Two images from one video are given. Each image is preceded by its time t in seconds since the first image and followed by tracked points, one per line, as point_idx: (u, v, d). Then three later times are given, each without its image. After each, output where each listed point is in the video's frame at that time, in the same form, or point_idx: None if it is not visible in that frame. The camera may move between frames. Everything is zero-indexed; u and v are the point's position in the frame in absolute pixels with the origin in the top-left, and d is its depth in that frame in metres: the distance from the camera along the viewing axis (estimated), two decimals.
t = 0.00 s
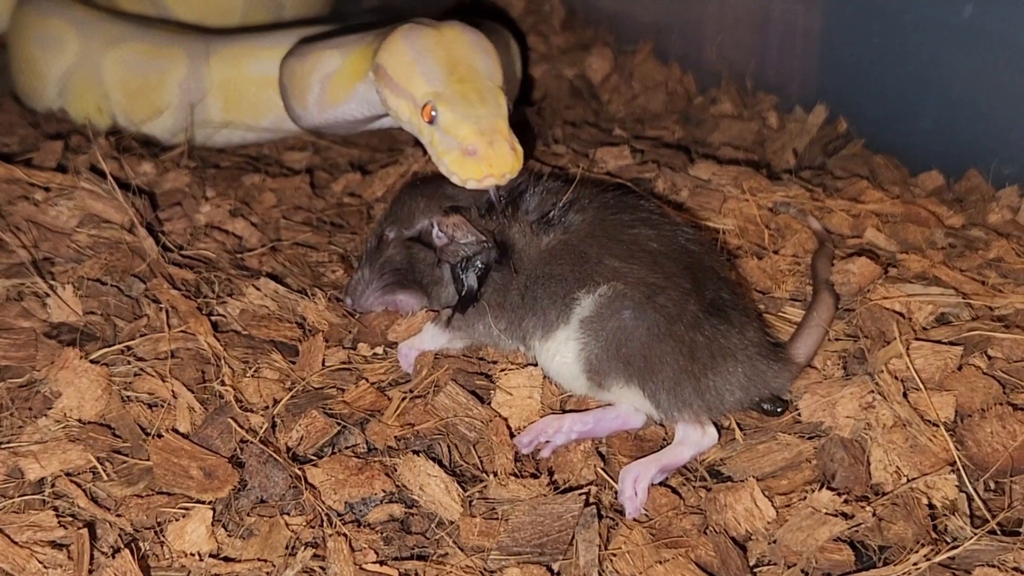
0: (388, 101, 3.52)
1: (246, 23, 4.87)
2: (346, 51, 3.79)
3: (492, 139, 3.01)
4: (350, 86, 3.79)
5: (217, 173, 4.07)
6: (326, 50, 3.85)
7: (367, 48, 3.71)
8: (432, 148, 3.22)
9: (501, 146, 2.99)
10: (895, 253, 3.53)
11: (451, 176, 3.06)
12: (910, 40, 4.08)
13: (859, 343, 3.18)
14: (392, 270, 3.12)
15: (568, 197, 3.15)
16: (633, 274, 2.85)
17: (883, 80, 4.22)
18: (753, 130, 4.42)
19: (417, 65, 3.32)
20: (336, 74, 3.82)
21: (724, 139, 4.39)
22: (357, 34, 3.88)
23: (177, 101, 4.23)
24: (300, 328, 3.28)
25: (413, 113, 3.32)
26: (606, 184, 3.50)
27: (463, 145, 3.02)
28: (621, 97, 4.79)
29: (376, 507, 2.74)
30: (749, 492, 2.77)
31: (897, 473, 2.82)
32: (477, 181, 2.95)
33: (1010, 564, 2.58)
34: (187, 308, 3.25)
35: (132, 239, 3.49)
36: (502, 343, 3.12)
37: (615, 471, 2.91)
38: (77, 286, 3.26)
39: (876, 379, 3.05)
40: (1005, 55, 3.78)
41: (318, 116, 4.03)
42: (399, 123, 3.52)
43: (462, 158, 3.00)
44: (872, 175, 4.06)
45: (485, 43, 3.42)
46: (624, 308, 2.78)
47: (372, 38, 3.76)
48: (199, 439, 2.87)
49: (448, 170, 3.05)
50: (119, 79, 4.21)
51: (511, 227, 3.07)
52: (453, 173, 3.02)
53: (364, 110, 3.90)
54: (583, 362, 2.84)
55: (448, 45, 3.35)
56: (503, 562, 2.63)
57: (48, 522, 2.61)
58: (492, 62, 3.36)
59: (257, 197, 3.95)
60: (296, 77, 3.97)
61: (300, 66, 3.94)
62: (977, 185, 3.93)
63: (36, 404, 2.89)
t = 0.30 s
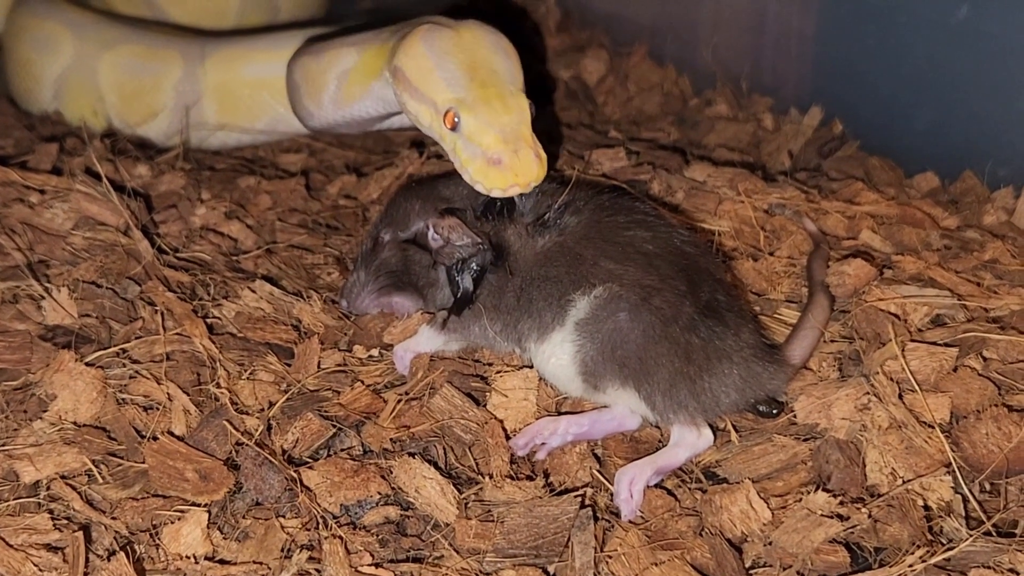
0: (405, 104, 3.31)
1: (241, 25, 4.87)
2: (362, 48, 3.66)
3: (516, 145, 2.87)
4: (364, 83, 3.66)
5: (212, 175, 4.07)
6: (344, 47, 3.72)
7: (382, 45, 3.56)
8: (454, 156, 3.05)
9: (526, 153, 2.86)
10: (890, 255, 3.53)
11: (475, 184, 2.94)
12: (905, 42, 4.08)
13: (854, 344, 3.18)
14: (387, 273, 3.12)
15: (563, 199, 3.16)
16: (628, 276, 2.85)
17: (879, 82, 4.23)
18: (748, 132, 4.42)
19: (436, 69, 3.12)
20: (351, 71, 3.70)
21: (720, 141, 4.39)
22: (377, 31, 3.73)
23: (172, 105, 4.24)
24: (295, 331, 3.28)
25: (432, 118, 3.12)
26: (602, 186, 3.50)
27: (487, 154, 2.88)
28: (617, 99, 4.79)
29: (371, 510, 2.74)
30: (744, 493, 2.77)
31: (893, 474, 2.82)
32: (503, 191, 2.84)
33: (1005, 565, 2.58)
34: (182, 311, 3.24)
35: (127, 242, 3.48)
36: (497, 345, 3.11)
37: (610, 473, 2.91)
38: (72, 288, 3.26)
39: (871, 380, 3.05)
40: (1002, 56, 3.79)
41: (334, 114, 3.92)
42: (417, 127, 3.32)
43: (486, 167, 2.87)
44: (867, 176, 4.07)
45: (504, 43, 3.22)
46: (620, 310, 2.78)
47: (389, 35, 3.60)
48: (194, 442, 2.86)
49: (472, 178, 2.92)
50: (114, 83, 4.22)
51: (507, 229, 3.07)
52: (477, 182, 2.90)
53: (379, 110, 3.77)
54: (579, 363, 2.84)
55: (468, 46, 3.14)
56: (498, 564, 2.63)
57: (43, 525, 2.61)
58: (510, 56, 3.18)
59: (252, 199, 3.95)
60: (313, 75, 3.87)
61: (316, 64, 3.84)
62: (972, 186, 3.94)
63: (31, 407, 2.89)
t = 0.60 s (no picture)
0: (406, 109, 3.26)
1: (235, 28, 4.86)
2: (359, 45, 3.66)
3: (529, 144, 2.84)
4: (360, 80, 3.65)
5: (206, 178, 4.07)
6: (341, 46, 3.73)
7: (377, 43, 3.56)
8: (463, 159, 3.00)
9: (539, 152, 2.84)
10: (885, 257, 3.53)
11: (490, 185, 2.90)
12: (899, 44, 4.08)
13: (848, 347, 3.18)
14: (381, 276, 3.12)
15: (557, 202, 3.17)
16: (623, 279, 2.85)
17: (873, 84, 4.23)
18: (742, 134, 4.42)
19: (439, 71, 3.08)
20: (348, 69, 3.69)
21: (714, 143, 4.39)
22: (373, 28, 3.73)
23: (166, 108, 4.23)
24: (289, 334, 3.27)
25: (438, 121, 3.07)
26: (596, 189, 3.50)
27: (501, 154, 2.85)
28: (611, 102, 4.79)
29: (365, 513, 2.73)
30: (738, 496, 2.78)
31: (887, 477, 2.82)
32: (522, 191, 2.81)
33: (999, 568, 2.58)
34: (176, 314, 3.24)
35: (121, 245, 3.48)
36: (492, 349, 3.11)
37: (605, 476, 2.91)
38: (65, 292, 3.25)
39: (865, 383, 3.05)
40: (997, 58, 3.78)
41: (332, 113, 3.90)
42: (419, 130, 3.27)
43: (502, 168, 2.83)
44: (861, 179, 4.07)
45: (501, 41, 3.22)
46: (614, 313, 2.78)
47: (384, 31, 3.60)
48: (188, 445, 2.86)
49: (487, 180, 2.88)
50: (108, 86, 4.21)
51: (501, 232, 3.07)
52: (493, 184, 2.86)
53: (375, 108, 3.76)
54: (573, 367, 2.84)
55: (467, 46, 3.14)
56: (493, 567, 2.63)
57: (37, 529, 2.60)
58: (509, 57, 3.17)
59: (247, 202, 3.95)
60: (310, 73, 3.87)
61: (314, 63, 3.84)
62: (966, 189, 3.94)
63: (24, 410, 2.88)
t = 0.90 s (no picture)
0: (416, 105, 3.22)
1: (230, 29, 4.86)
2: (363, 40, 3.64)
3: (546, 140, 2.83)
4: (364, 75, 3.63)
5: (201, 180, 4.07)
6: (345, 42, 3.72)
7: (377, 38, 3.54)
8: (478, 155, 2.98)
9: (557, 147, 2.83)
10: (880, 258, 3.53)
11: (507, 182, 2.88)
12: (894, 44, 4.08)
13: (843, 348, 3.18)
14: (376, 277, 3.12)
15: (553, 203, 3.15)
16: (618, 280, 2.85)
17: (868, 85, 4.23)
18: (738, 135, 4.42)
19: (450, 66, 3.04)
20: (353, 64, 3.68)
21: (709, 144, 4.40)
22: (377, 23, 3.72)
23: (160, 109, 4.23)
24: (284, 335, 3.27)
25: (451, 117, 3.03)
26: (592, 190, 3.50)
27: (518, 151, 2.83)
28: (606, 102, 4.79)
29: (360, 514, 2.73)
30: (734, 498, 2.77)
31: (882, 478, 2.82)
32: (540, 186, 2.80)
33: (994, 569, 2.58)
34: (171, 315, 3.23)
35: (116, 247, 3.47)
36: (487, 350, 3.11)
37: (600, 477, 2.91)
38: (60, 293, 3.25)
39: (861, 384, 3.05)
40: (991, 59, 3.79)
41: (335, 110, 3.88)
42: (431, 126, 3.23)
43: (519, 164, 2.82)
44: (856, 179, 4.07)
45: (509, 33, 3.17)
46: (609, 314, 2.78)
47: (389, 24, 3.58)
48: (183, 447, 2.85)
49: (504, 177, 2.86)
50: (102, 87, 4.20)
51: (496, 233, 3.07)
52: (511, 180, 2.84)
53: (377, 104, 3.74)
54: (568, 367, 2.83)
55: (476, 39, 3.09)
56: (488, 569, 2.62)
57: (31, 531, 2.59)
58: (518, 48, 3.13)
59: (241, 204, 3.94)
60: (313, 70, 3.85)
61: (318, 59, 3.82)
62: (961, 189, 3.94)
63: (19, 412, 2.87)
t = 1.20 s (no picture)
0: (417, 121, 3.16)
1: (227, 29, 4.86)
2: (375, 47, 3.58)
3: (544, 157, 2.76)
4: (375, 84, 3.60)
5: (197, 179, 4.07)
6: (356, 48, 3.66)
7: (388, 48, 3.48)
8: (476, 171, 2.91)
9: (555, 164, 2.76)
10: (876, 257, 3.53)
11: (503, 200, 2.82)
12: (889, 43, 4.09)
13: (840, 347, 3.18)
14: (372, 276, 3.11)
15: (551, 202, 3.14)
16: (614, 279, 2.85)
17: (863, 85, 4.23)
18: (734, 135, 4.43)
19: (451, 82, 2.98)
20: (365, 71, 3.63)
21: (705, 143, 4.41)
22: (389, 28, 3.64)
23: (156, 109, 4.23)
24: (281, 334, 3.27)
25: (450, 133, 2.97)
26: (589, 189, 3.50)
27: (514, 167, 2.76)
28: (602, 102, 4.79)
29: (357, 513, 2.73)
30: (731, 496, 2.77)
31: (879, 476, 2.82)
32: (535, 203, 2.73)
33: (991, 567, 2.58)
34: (167, 314, 3.23)
35: (112, 246, 3.47)
36: (483, 349, 3.11)
37: (597, 476, 2.90)
38: (56, 293, 3.25)
39: (857, 382, 3.05)
40: (986, 59, 3.79)
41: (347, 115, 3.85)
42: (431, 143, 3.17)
43: (515, 181, 2.75)
44: (853, 179, 4.08)
45: (514, 48, 3.11)
46: (606, 313, 2.78)
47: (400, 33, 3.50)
48: (180, 446, 2.85)
49: (501, 193, 2.80)
50: (98, 86, 4.20)
51: (492, 232, 3.06)
52: (507, 197, 2.78)
53: (388, 111, 3.72)
54: (564, 367, 2.83)
55: (479, 55, 3.03)
56: (485, 567, 2.62)
57: (27, 530, 2.59)
58: (523, 63, 3.06)
59: (238, 203, 3.94)
60: (325, 75, 3.80)
61: (328, 64, 3.76)
62: (957, 188, 3.95)
63: (15, 411, 2.87)
